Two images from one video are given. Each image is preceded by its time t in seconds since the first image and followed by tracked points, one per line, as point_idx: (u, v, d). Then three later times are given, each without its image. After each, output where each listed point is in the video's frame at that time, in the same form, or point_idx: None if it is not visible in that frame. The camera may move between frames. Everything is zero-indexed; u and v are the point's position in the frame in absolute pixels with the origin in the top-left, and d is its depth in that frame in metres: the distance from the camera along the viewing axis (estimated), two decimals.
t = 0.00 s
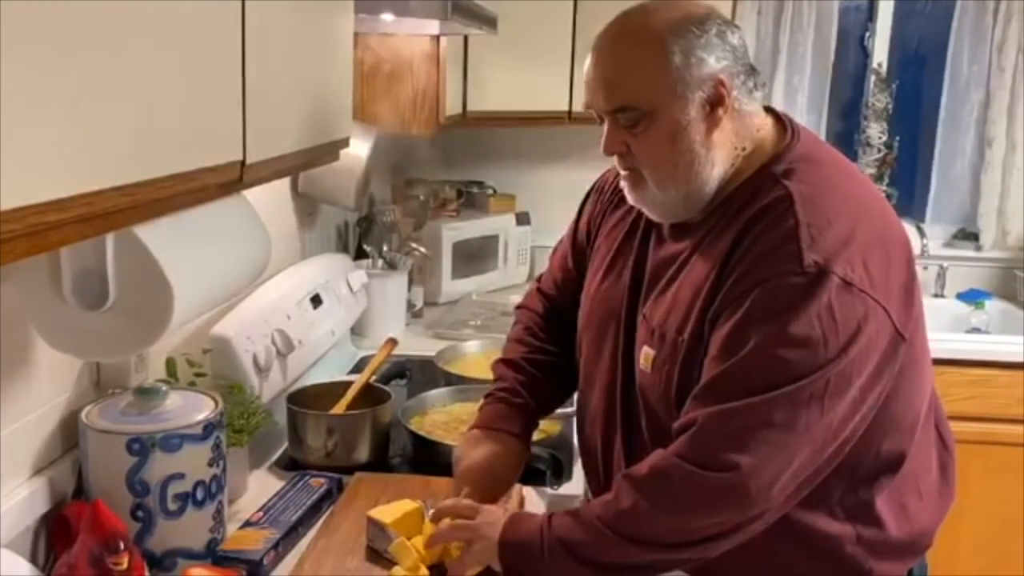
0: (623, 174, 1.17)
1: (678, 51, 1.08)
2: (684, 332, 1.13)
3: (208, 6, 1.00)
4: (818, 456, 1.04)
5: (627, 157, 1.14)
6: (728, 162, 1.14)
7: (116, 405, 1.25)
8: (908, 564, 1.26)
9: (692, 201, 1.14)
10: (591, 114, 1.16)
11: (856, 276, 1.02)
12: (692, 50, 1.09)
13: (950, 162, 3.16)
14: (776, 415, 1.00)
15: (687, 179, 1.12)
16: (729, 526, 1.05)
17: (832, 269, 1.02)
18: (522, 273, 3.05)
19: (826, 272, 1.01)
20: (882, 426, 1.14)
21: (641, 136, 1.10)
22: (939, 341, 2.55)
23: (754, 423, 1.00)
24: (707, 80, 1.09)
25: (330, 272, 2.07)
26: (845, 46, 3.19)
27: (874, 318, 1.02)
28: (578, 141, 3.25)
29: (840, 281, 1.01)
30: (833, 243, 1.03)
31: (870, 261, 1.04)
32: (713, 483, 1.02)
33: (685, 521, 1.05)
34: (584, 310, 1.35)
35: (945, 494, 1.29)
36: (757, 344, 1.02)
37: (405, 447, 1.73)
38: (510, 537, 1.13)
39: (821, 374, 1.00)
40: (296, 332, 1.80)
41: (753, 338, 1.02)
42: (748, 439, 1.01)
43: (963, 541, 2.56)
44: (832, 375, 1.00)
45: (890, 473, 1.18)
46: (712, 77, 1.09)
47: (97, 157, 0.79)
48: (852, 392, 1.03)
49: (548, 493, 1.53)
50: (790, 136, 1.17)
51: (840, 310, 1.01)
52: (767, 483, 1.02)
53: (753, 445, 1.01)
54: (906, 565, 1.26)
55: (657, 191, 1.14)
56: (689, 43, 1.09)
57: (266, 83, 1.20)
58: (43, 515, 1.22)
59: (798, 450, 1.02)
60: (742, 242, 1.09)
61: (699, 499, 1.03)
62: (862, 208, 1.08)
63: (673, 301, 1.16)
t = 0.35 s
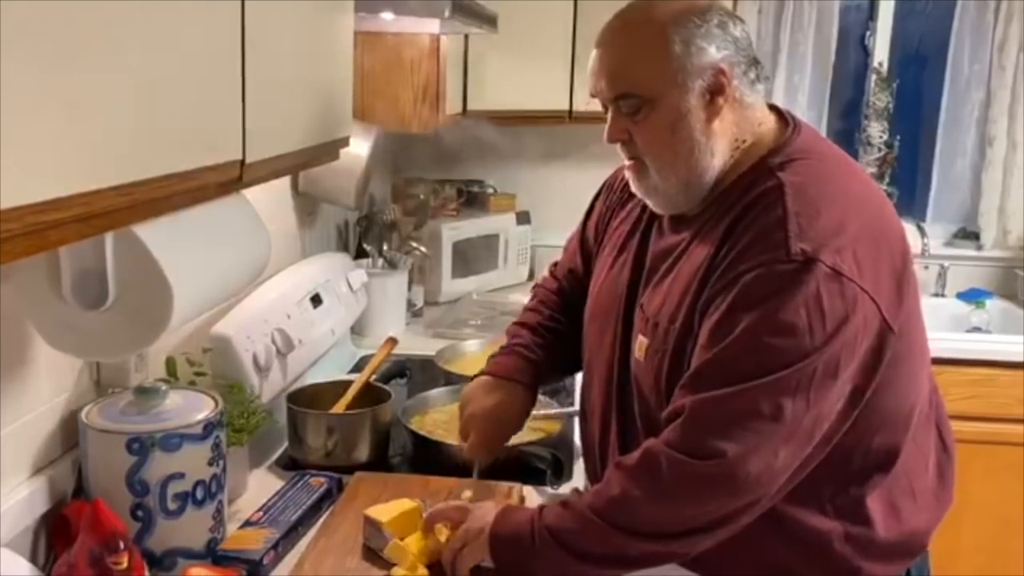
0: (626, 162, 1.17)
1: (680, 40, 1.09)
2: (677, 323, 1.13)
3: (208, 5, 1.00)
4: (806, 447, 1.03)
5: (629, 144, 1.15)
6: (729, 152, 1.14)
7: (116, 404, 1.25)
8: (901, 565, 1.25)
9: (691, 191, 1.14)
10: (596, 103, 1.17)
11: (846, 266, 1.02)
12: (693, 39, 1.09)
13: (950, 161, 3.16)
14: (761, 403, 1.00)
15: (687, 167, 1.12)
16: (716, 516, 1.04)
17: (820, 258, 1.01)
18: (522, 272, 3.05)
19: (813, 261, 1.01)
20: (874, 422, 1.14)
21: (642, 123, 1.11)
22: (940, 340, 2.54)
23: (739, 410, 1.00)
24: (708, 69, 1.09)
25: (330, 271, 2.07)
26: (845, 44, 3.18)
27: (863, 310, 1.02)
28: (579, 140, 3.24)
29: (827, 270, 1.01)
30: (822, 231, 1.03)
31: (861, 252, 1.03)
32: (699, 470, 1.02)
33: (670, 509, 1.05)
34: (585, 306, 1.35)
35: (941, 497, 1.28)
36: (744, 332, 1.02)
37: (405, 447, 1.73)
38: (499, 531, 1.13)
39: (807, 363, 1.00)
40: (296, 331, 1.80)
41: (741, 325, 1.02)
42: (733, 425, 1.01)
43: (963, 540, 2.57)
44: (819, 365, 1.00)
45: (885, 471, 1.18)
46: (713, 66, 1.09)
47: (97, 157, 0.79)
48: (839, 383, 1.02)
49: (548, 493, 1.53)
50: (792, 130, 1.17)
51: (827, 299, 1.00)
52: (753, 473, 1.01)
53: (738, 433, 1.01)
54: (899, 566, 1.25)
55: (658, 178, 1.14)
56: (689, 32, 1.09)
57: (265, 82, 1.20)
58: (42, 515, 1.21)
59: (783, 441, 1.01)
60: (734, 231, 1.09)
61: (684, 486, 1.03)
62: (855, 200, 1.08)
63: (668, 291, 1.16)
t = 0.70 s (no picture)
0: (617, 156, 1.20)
1: (651, 43, 1.09)
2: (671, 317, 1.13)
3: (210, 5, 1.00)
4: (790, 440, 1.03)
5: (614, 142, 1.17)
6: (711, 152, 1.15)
7: (116, 404, 1.25)
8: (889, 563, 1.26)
9: (672, 185, 1.16)
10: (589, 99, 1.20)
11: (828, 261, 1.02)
12: (665, 42, 1.10)
13: (951, 162, 3.16)
14: (749, 399, 1.00)
15: (666, 165, 1.14)
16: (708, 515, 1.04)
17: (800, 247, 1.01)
18: (522, 271, 3.05)
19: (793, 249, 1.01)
20: (862, 419, 1.14)
21: (621, 124, 1.13)
22: (940, 340, 2.54)
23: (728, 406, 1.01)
24: (682, 71, 1.09)
25: (331, 271, 2.07)
26: (846, 43, 3.18)
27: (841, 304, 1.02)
28: (579, 140, 3.24)
29: (808, 260, 1.01)
30: (805, 222, 1.03)
31: (842, 246, 1.04)
32: (692, 466, 1.02)
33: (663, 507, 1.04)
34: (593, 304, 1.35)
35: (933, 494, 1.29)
36: (730, 327, 1.02)
37: (405, 447, 1.73)
38: (503, 491, 1.08)
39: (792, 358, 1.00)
40: (296, 331, 1.80)
41: (728, 320, 1.02)
42: (721, 419, 1.01)
43: (964, 540, 2.57)
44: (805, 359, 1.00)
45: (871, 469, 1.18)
46: (685, 70, 1.10)
47: (98, 157, 0.79)
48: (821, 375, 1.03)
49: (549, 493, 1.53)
50: (782, 127, 1.16)
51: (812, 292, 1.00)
52: (741, 470, 1.01)
53: (728, 428, 1.01)
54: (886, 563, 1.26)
55: (642, 174, 1.17)
56: (662, 36, 1.10)
57: (266, 82, 1.20)
58: (42, 515, 1.21)
59: (772, 438, 1.01)
60: (721, 219, 1.09)
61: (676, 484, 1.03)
62: (841, 192, 1.08)
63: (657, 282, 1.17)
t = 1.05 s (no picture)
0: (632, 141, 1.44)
1: (644, 45, 1.31)
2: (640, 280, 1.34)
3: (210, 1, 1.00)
4: (683, 385, 1.23)
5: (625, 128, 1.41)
6: (702, 144, 1.34)
7: (116, 404, 1.24)
8: (842, 556, 1.37)
9: (666, 171, 1.37)
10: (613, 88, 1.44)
11: (738, 241, 1.20)
12: (658, 45, 1.31)
13: (951, 161, 3.16)
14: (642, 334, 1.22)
15: (658, 153, 1.36)
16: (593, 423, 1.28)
17: (715, 224, 1.21)
18: (522, 271, 3.05)
19: (711, 224, 1.21)
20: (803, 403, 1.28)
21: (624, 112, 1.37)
22: (941, 340, 2.54)
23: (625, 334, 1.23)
24: (668, 71, 1.30)
25: (330, 270, 2.07)
26: (846, 43, 3.18)
27: (749, 276, 1.19)
28: (579, 139, 3.24)
29: (719, 235, 1.20)
30: (730, 205, 1.22)
31: (761, 233, 1.20)
32: (593, 373, 1.25)
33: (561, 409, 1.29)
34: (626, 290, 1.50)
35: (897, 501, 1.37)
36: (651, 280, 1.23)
37: (405, 446, 1.73)
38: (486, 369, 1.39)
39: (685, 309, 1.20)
40: (296, 331, 1.80)
41: (654, 273, 1.23)
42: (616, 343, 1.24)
43: (963, 540, 2.57)
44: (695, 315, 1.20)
45: (818, 459, 1.30)
46: (672, 71, 1.30)
47: (97, 156, 0.79)
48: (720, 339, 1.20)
49: (550, 492, 1.53)
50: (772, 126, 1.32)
51: (711, 260, 1.20)
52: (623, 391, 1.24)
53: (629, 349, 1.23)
54: (839, 556, 1.37)
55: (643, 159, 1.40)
56: (656, 40, 1.31)
57: (268, 81, 1.20)
58: (42, 515, 1.21)
59: (659, 374, 1.22)
60: (680, 197, 1.30)
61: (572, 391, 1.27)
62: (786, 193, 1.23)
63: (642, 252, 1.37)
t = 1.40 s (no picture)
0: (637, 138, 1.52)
1: (642, 46, 1.38)
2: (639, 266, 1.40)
3: None
4: (651, 358, 1.30)
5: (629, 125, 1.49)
6: (693, 141, 1.40)
7: (114, 404, 1.24)
8: (816, 545, 1.40)
9: (665, 165, 1.44)
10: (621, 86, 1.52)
11: (703, 225, 1.26)
12: (654, 46, 1.37)
13: (950, 161, 3.16)
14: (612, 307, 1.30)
15: (653, 149, 1.44)
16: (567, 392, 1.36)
17: (682, 208, 1.28)
18: (521, 270, 3.04)
19: (681, 208, 1.28)
20: (770, 389, 1.32)
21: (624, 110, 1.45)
22: (941, 340, 2.53)
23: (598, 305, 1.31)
24: (660, 71, 1.37)
25: (329, 270, 2.07)
26: (845, 43, 3.17)
27: (710, 258, 1.25)
28: (578, 139, 3.23)
29: (686, 219, 1.27)
30: (701, 190, 1.28)
31: (724, 219, 1.26)
32: (567, 345, 1.34)
33: (543, 379, 1.37)
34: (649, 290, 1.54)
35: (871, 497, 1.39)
36: (627, 258, 1.31)
37: (404, 446, 1.73)
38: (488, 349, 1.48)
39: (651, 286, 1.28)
40: (295, 331, 1.80)
41: (628, 255, 1.31)
42: (590, 312, 1.32)
43: (962, 540, 2.57)
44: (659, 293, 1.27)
45: (787, 448, 1.34)
46: (664, 70, 1.37)
47: (96, 154, 0.79)
48: (684, 315, 1.27)
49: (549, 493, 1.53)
50: (760, 126, 1.36)
51: (676, 242, 1.27)
52: (588, 362, 1.33)
53: (600, 323, 1.31)
54: (813, 545, 1.40)
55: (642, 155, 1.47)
56: (652, 40, 1.38)
57: (267, 80, 1.20)
58: (39, 516, 1.21)
59: (625, 346, 1.31)
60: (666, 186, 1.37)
61: (551, 362, 1.36)
62: (759, 183, 1.28)
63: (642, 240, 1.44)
